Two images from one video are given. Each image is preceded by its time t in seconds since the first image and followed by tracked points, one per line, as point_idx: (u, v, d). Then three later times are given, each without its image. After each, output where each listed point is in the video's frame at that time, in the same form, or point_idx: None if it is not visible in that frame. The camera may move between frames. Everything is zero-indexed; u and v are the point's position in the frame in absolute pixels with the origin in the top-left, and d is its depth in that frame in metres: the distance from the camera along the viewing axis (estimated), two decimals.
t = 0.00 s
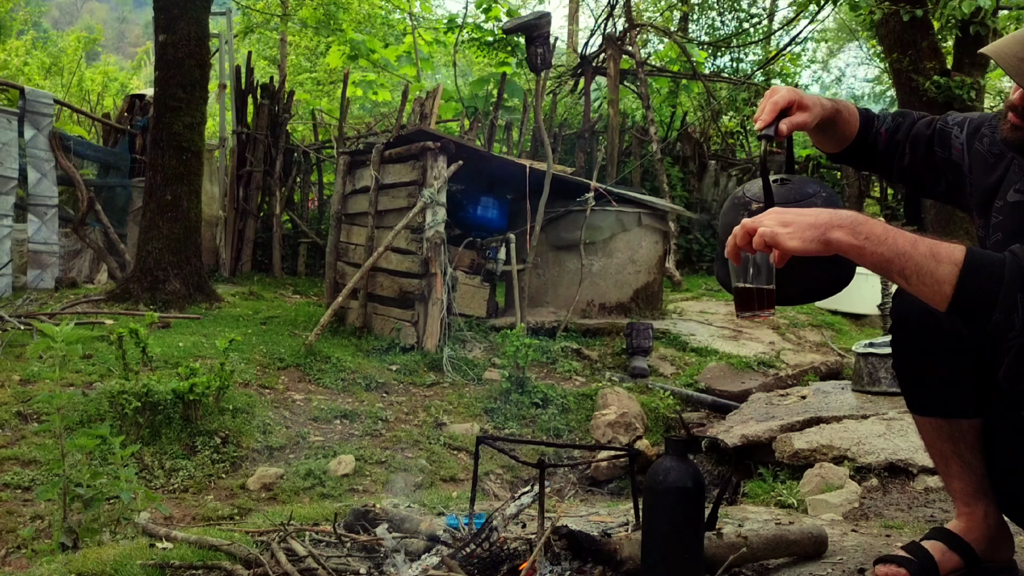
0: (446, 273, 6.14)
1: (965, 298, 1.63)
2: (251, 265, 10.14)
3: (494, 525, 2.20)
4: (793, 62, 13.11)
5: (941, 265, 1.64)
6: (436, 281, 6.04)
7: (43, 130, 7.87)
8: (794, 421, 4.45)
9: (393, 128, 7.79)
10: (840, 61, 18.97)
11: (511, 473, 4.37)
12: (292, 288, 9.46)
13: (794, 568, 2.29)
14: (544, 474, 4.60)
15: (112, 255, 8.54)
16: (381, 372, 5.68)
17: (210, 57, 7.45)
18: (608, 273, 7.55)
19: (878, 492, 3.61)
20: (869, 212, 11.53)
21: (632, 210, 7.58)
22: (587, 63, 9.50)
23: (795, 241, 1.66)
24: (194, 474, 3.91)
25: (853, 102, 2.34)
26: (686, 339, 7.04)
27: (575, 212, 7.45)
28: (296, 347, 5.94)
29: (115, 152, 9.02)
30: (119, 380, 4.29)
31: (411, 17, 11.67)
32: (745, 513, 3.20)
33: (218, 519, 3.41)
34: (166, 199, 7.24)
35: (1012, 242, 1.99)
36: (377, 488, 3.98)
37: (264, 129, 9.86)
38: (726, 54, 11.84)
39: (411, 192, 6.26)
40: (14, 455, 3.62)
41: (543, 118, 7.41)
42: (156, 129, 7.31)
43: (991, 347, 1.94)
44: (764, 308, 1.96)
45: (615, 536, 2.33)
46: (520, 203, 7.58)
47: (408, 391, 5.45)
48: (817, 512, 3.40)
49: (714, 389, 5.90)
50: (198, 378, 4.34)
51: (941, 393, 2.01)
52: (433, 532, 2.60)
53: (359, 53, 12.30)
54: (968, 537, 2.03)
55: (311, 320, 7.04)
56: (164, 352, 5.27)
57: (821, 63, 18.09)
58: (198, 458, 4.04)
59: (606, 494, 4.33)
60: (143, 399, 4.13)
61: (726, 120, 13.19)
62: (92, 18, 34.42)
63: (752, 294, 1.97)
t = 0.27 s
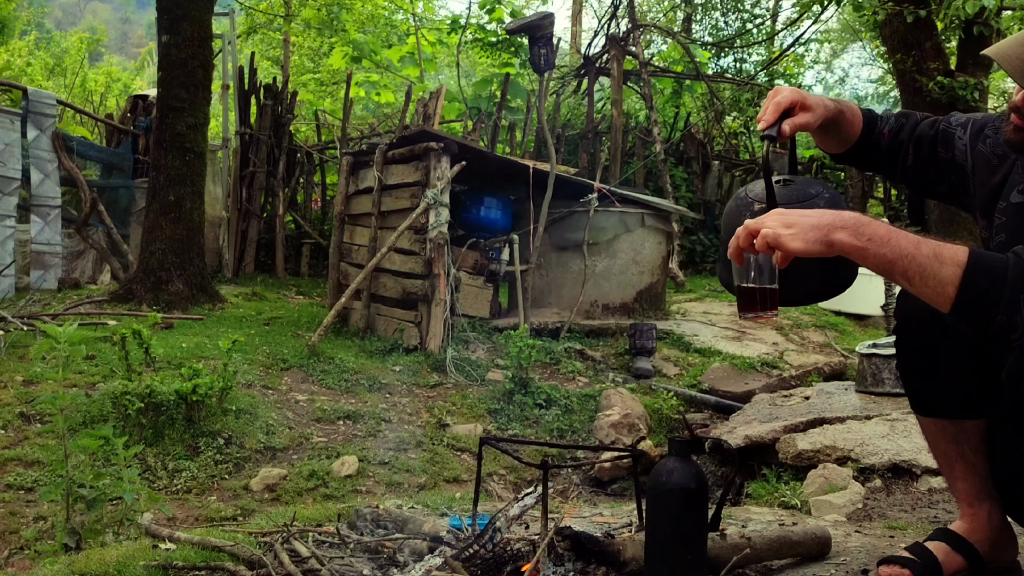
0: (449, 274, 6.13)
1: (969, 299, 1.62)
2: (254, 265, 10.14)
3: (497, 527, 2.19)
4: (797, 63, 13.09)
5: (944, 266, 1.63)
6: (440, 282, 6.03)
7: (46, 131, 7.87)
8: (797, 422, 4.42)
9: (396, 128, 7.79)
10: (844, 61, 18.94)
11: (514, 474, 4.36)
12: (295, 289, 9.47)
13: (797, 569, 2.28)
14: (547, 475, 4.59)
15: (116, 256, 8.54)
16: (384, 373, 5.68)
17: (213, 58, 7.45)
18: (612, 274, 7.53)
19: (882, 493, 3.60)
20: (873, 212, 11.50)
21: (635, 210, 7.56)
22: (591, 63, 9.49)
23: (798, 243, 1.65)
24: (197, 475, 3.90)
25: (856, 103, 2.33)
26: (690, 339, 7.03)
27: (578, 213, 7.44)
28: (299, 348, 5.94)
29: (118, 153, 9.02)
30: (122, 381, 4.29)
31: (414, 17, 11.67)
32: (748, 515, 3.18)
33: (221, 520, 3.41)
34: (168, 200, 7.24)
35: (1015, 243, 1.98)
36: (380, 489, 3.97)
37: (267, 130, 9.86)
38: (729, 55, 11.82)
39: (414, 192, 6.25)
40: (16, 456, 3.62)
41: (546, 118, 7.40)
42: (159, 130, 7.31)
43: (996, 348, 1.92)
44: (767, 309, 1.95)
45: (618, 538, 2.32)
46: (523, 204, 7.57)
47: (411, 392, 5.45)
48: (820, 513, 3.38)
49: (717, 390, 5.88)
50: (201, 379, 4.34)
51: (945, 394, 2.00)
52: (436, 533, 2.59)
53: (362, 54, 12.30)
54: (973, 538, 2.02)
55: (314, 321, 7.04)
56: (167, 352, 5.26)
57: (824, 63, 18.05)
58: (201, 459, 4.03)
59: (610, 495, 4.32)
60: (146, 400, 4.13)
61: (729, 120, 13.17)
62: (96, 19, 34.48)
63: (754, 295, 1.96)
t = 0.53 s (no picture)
0: (453, 275, 6.12)
1: (973, 300, 1.61)
2: (257, 266, 10.15)
3: (500, 527, 2.18)
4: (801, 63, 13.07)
5: (948, 267, 1.62)
6: (443, 282, 6.02)
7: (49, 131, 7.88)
8: (801, 423, 4.41)
9: (399, 129, 7.79)
10: (847, 61, 18.90)
11: (518, 475, 4.36)
12: (298, 289, 9.47)
13: (801, 570, 2.27)
14: (550, 475, 4.58)
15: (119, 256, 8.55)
16: (387, 373, 5.67)
17: (217, 59, 7.45)
18: (615, 274, 7.52)
19: (885, 494, 3.58)
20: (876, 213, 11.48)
21: (638, 211, 7.55)
22: (594, 64, 9.48)
23: (800, 244, 1.64)
24: (200, 476, 3.90)
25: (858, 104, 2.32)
26: (693, 340, 7.02)
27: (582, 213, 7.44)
28: (302, 348, 5.94)
29: (121, 153, 9.03)
30: (125, 382, 4.29)
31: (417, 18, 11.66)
32: (752, 515, 3.17)
33: (224, 521, 3.41)
34: (172, 200, 7.24)
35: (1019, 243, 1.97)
36: (384, 490, 3.97)
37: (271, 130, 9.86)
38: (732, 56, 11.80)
39: (417, 193, 6.25)
40: (19, 456, 3.62)
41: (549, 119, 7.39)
42: (162, 131, 7.31)
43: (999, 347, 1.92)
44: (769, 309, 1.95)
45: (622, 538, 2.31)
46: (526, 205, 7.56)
47: (414, 392, 5.44)
48: (823, 513, 3.37)
49: (720, 391, 5.86)
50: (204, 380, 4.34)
51: (948, 395, 1.99)
52: (440, 534, 2.58)
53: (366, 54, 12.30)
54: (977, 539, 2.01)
55: (317, 321, 7.04)
56: (170, 353, 5.26)
57: (828, 63, 18.02)
58: (204, 460, 4.03)
59: (613, 496, 4.30)
60: (149, 400, 4.13)
61: (733, 121, 13.15)
62: (99, 19, 34.54)
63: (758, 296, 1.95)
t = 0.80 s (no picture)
0: (456, 275, 6.11)
1: (977, 301, 1.60)
2: (260, 267, 10.15)
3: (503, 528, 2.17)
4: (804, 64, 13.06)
5: (952, 267, 1.62)
6: (447, 283, 6.01)
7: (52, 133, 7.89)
8: (804, 423, 4.39)
9: (402, 130, 7.79)
10: (851, 62, 18.88)
11: (521, 475, 4.35)
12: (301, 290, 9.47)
13: (804, 571, 2.26)
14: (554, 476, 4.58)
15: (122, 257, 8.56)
16: (390, 374, 5.67)
17: (220, 59, 7.46)
18: (618, 275, 7.52)
19: (889, 494, 3.57)
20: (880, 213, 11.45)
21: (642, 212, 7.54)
22: (597, 64, 9.47)
23: (805, 245, 1.62)
24: (203, 477, 3.90)
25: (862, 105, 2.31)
26: (697, 341, 7.00)
27: (585, 214, 7.43)
28: (305, 349, 5.94)
29: (124, 154, 9.04)
30: (129, 383, 4.29)
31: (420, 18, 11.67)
32: (755, 516, 3.16)
33: (227, 522, 3.41)
34: (175, 201, 7.25)
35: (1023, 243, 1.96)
36: (387, 490, 3.96)
37: (274, 131, 9.86)
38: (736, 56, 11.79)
39: (420, 194, 6.25)
40: (23, 457, 3.63)
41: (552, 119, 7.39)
42: (165, 131, 7.32)
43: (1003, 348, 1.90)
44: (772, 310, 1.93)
45: (625, 539, 2.30)
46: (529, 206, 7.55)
47: (418, 393, 5.44)
48: (827, 514, 3.36)
49: (724, 392, 5.85)
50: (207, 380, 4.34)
51: (951, 395, 1.98)
52: (443, 535, 2.57)
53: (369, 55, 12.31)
54: (981, 540, 1.99)
55: (320, 322, 7.04)
56: (173, 354, 5.27)
57: (832, 64, 17.99)
58: (207, 461, 4.03)
59: (616, 497, 4.29)
60: (153, 401, 4.13)
61: (736, 121, 13.14)
62: (103, 20, 34.64)
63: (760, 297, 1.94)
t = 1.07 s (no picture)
0: (459, 276, 6.10)
1: (982, 303, 1.60)
2: (264, 267, 10.16)
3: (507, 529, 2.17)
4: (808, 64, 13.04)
5: (956, 269, 1.61)
6: (450, 284, 6.00)
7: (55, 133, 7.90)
8: (808, 424, 4.38)
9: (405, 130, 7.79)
10: (855, 63, 18.85)
11: (524, 476, 4.35)
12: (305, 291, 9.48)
13: (808, 572, 2.25)
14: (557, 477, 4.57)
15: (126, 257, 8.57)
16: (393, 375, 5.67)
17: (223, 60, 7.47)
18: (621, 275, 7.51)
19: (892, 495, 3.55)
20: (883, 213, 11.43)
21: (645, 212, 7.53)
22: (600, 65, 9.46)
23: (809, 246, 1.61)
24: (206, 478, 3.90)
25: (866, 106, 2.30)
26: (700, 342, 6.99)
27: (588, 215, 7.42)
28: (308, 350, 5.93)
29: (128, 155, 9.05)
30: (132, 384, 4.29)
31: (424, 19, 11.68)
32: (759, 517, 3.15)
33: (230, 523, 3.41)
34: (178, 202, 7.25)
35: None
36: (389, 491, 3.95)
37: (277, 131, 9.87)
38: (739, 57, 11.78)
39: (424, 194, 6.24)
40: (26, 458, 3.63)
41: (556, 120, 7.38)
42: (169, 132, 7.32)
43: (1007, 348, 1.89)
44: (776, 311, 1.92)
45: (628, 540, 2.29)
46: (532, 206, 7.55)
47: (421, 394, 5.44)
48: (830, 515, 3.35)
49: (727, 392, 5.84)
50: (210, 381, 4.34)
51: (955, 396, 1.96)
52: (446, 536, 2.57)
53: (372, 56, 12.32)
54: (984, 541, 1.98)
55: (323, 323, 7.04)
56: (176, 355, 5.27)
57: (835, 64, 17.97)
58: (210, 462, 4.03)
59: (620, 498, 4.28)
60: (156, 402, 4.14)
61: (740, 122, 13.12)
62: (106, 21, 34.72)
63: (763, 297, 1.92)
